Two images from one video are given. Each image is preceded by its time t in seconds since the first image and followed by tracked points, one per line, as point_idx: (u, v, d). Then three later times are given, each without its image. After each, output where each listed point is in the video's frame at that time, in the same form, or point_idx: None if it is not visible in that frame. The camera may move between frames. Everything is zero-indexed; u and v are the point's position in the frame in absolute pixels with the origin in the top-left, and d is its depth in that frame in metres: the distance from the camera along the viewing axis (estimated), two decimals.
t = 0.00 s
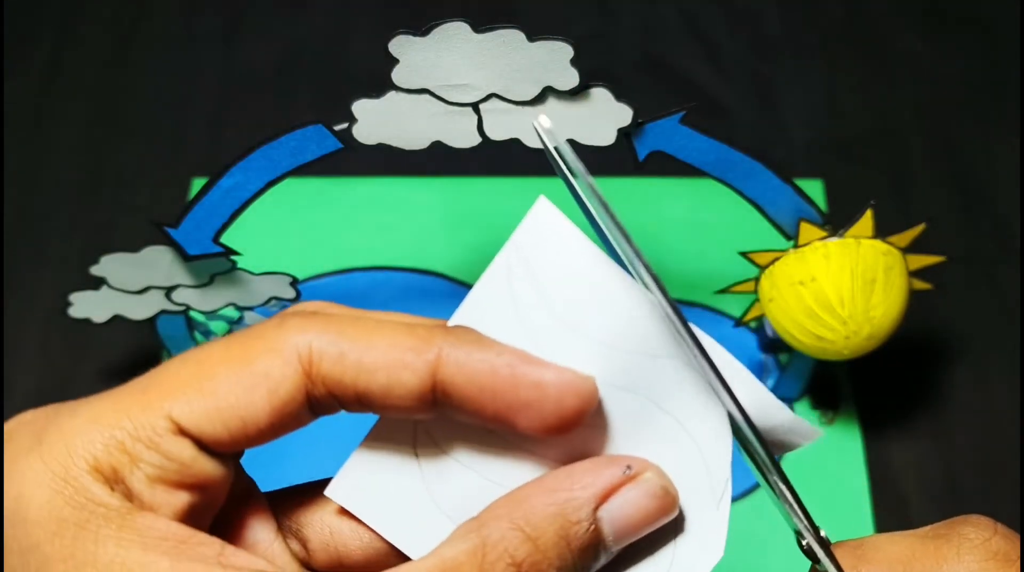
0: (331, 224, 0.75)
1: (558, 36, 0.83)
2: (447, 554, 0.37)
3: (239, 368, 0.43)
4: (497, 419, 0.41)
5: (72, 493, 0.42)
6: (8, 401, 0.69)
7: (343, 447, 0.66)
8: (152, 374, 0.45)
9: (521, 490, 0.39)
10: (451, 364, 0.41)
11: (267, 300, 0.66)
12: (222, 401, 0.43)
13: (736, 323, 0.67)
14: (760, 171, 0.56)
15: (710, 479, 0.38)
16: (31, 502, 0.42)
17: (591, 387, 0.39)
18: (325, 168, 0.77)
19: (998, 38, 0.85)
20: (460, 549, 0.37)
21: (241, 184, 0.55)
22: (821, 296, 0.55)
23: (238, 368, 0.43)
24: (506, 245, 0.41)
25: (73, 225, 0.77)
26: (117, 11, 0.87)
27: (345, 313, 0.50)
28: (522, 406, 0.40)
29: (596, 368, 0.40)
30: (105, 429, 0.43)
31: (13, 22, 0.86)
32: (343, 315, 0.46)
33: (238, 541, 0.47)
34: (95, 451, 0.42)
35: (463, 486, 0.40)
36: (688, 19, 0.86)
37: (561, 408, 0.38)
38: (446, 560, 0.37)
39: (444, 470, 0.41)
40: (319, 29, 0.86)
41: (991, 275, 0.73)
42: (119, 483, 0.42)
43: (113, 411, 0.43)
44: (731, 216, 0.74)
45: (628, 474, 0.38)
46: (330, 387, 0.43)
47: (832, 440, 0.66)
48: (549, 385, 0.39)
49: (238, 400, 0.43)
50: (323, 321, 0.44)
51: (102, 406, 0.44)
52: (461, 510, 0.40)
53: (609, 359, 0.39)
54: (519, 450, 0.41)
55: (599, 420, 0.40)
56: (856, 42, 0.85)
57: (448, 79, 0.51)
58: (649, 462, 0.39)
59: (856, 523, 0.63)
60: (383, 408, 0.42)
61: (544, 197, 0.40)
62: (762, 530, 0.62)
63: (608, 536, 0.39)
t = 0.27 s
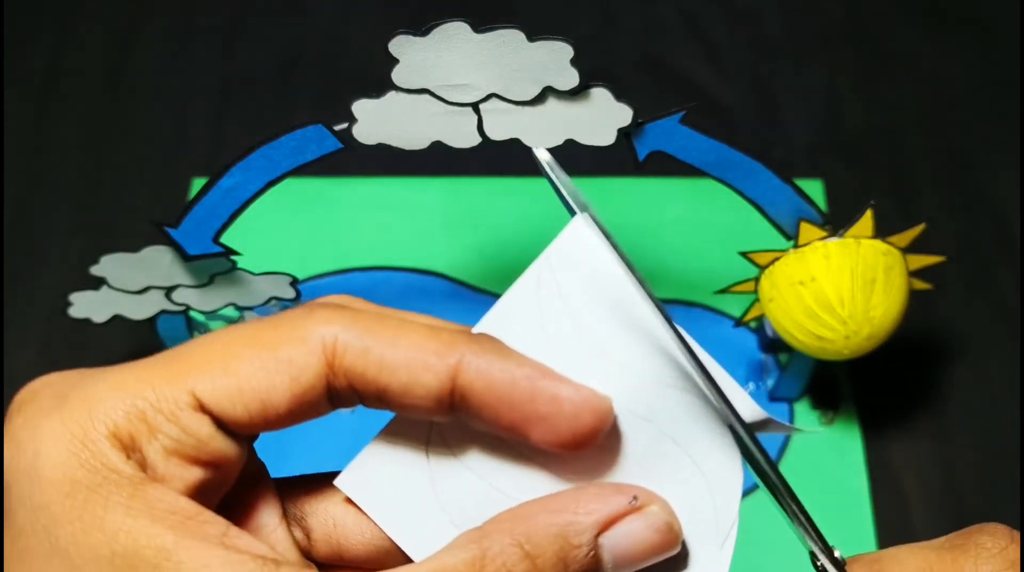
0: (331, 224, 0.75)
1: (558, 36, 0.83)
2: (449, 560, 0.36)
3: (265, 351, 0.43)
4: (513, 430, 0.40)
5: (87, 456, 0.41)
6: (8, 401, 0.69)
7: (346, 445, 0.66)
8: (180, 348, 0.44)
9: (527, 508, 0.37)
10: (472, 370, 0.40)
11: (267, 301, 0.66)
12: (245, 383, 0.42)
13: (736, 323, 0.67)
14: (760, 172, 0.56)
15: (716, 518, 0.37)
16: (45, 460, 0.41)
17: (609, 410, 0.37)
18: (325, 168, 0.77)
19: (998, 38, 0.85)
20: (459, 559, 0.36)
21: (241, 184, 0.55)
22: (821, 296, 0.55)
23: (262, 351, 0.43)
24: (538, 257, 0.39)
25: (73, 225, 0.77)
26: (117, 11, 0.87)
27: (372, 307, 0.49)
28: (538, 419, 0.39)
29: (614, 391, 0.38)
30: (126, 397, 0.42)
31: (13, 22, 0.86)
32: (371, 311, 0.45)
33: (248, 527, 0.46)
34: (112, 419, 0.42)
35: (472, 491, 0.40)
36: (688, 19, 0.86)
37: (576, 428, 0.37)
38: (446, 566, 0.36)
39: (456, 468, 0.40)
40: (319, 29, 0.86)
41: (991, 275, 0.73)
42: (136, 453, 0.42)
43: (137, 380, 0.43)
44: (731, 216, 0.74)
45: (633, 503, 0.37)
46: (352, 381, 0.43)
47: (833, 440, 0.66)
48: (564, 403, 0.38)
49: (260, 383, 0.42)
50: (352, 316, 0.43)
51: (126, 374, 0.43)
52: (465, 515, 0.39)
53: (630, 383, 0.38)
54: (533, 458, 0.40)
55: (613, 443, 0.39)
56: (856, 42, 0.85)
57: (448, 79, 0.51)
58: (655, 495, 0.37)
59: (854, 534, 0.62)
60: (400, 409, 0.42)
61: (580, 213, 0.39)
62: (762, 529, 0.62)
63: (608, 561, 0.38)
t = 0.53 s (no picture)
0: (331, 224, 0.75)
1: (558, 36, 0.83)
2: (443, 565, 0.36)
3: (283, 341, 0.43)
4: (522, 445, 0.40)
5: (97, 426, 0.40)
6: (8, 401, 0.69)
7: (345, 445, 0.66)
8: (199, 328, 0.44)
9: (522, 523, 0.37)
10: (488, 383, 0.41)
11: (267, 301, 0.65)
12: (260, 369, 0.42)
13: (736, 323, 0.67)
14: (760, 171, 0.56)
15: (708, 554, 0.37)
16: (55, 427, 0.41)
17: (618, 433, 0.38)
18: (326, 168, 0.77)
19: (998, 38, 0.84)
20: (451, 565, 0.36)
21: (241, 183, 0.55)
22: (821, 296, 0.55)
23: (281, 340, 0.43)
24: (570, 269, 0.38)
25: (73, 225, 0.77)
26: (117, 11, 0.87)
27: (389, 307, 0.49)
28: (547, 437, 0.38)
29: (626, 417, 0.38)
30: (140, 372, 0.42)
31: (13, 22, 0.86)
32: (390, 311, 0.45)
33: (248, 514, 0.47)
34: (125, 393, 0.41)
35: (470, 499, 0.40)
36: (688, 19, 0.86)
37: (585, 449, 0.37)
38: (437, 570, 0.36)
39: (456, 470, 0.40)
40: (319, 29, 0.86)
41: (991, 275, 0.73)
42: (145, 429, 0.41)
43: (154, 356, 0.42)
44: (731, 216, 0.74)
45: (630, 531, 0.36)
46: (367, 378, 0.43)
47: (832, 440, 0.66)
48: (575, 424, 0.38)
49: (275, 369, 0.42)
50: (371, 315, 0.44)
51: (142, 348, 0.43)
52: (462, 522, 0.39)
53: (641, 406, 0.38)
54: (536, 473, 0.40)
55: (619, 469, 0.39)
56: (856, 42, 0.85)
57: (448, 79, 0.51)
58: (651, 524, 0.37)
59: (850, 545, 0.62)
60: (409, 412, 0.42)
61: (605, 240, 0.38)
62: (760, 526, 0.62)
63: None
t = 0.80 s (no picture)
0: (331, 224, 0.75)
1: (558, 37, 0.83)
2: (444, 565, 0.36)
3: (312, 331, 0.42)
4: (538, 458, 0.40)
5: (118, 399, 0.39)
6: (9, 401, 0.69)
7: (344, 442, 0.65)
8: (228, 307, 0.43)
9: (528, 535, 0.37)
10: (511, 394, 0.40)
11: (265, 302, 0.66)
12: (286, 357, 0.41)
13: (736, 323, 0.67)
14: (759, 171, 0.56)
15: None
16: (76, 394, 0.39)
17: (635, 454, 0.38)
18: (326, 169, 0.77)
19: (998, 37, 0.84)
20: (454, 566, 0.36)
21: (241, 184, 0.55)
22: (821, 296, 0.55)
23: (309, 329, 0.42)
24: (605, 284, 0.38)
25: (73, 226, 0.77)
26: (117, 12, 0.87)
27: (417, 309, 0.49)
28: (566, 452, 0.38)
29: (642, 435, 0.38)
30: (166, 347, 0.41)
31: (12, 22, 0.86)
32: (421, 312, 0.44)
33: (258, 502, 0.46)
34: (148, 366, 0.40)
35: (480, 504, 0.40)
36: (688, 19, 0.86)
37: (601, 468, 0.37)
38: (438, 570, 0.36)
39: (470, 472, 0.41)
40: (319, 29, 0.86)
41: (992, 275, 0.73)
42: (166, 406, 0.40)
43: (181, 332, 0.41)
44: (732, 215, 0.74)
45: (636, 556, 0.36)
46: (391, 377, 0.42)
47: (834, 440, 0.65)
48: (592, 442, 0.38)
49: (301, 358, 0.41)
50: (401, 314, 0.43)
51: (170, 324, 0.42)
52: (470, 528, 0.39)
53: (658, 426, 0.38)
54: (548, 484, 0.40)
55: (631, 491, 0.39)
56: (856, 43, 0.85)
57: (448, 79, 0.51)
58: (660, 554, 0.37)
59: (851, 545, 0.62)
60: (429, 414, 0.42)
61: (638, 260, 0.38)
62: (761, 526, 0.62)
63: None
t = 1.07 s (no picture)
0: (331, 223, 0.75)
1: (558, 37, 0.83)
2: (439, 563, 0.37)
3: (315, 331, 0.42)
4: (536, 467, 0.40)
5: (118, 390, 0.39)
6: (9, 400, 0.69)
7: (344, 442, 0.65)
8: (234, 303, 0.43)
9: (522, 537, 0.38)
10: (513, 400, 0.40)
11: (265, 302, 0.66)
12: (287, 357, 0.41)
13: (735, 322, 0.67)
14: (759, 171, 0.56)
15: None
16: (76, 385, 0.39)
17: (632, 465, 0.38)
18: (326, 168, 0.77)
19: (997, 38, 0.84)
20: (446, 566, 0.36)
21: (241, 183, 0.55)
22: (820, 296, 0.55)
23: (312, 330, 0.41)
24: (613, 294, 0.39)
25: (73, 226, 0.77)
26: (116, 12, 0.87)
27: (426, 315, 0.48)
28: (564, 462, 0.39)
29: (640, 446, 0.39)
30: (169, 340, 0.41)
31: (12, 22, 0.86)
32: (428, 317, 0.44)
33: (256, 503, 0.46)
34: (150, 358, 0.40)
35: (474, 506, 0.40)
36: (688, 20, 0.86)
37: (598, 477, 0.38)
38: (430, 570, 0.36)
39: (465, 475, 0.41)
40: (319, 29, 0.86)
41: (991, 275, 0.73)
42: (165, 400, 0.40)
43: (185, 325, 0.41)
44: (731, 216, 0.74)
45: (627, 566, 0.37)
46: (393, 380, 0.42)
47: (832, 440, 0.65)
48: (591, 452, 0.38)
49: (301, 358, 0.41)
50: (407, 318, 0.43)
51: (175, 317, 0.42)
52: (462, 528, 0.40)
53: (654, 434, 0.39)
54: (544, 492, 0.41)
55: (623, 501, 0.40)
56: (856, 43, 0.85)
57: (448, 79, 0.51)
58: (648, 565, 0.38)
59: (849, 545, 0.62)
60: (430, 418, 0.41)
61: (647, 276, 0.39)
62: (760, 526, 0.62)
63: None
